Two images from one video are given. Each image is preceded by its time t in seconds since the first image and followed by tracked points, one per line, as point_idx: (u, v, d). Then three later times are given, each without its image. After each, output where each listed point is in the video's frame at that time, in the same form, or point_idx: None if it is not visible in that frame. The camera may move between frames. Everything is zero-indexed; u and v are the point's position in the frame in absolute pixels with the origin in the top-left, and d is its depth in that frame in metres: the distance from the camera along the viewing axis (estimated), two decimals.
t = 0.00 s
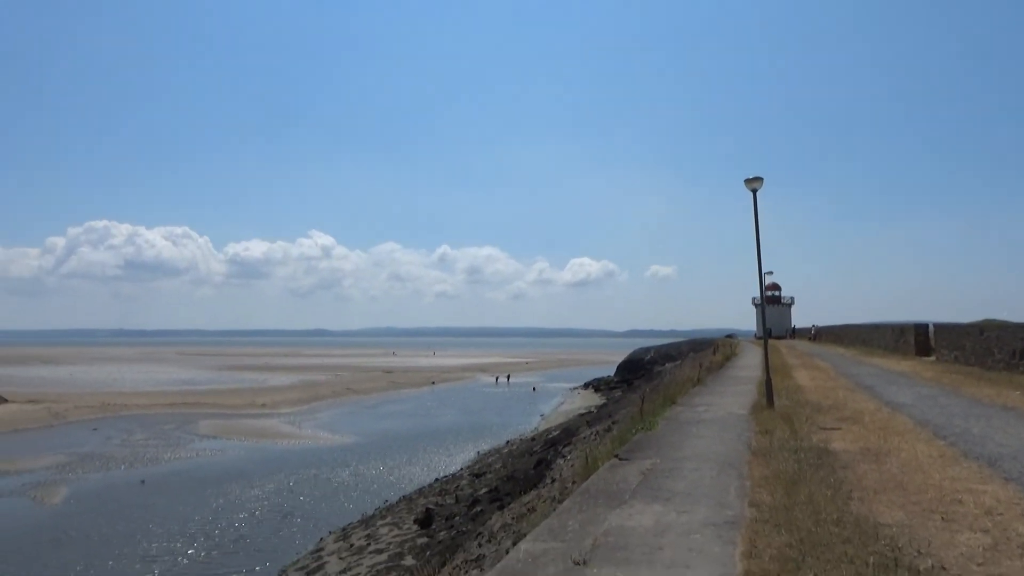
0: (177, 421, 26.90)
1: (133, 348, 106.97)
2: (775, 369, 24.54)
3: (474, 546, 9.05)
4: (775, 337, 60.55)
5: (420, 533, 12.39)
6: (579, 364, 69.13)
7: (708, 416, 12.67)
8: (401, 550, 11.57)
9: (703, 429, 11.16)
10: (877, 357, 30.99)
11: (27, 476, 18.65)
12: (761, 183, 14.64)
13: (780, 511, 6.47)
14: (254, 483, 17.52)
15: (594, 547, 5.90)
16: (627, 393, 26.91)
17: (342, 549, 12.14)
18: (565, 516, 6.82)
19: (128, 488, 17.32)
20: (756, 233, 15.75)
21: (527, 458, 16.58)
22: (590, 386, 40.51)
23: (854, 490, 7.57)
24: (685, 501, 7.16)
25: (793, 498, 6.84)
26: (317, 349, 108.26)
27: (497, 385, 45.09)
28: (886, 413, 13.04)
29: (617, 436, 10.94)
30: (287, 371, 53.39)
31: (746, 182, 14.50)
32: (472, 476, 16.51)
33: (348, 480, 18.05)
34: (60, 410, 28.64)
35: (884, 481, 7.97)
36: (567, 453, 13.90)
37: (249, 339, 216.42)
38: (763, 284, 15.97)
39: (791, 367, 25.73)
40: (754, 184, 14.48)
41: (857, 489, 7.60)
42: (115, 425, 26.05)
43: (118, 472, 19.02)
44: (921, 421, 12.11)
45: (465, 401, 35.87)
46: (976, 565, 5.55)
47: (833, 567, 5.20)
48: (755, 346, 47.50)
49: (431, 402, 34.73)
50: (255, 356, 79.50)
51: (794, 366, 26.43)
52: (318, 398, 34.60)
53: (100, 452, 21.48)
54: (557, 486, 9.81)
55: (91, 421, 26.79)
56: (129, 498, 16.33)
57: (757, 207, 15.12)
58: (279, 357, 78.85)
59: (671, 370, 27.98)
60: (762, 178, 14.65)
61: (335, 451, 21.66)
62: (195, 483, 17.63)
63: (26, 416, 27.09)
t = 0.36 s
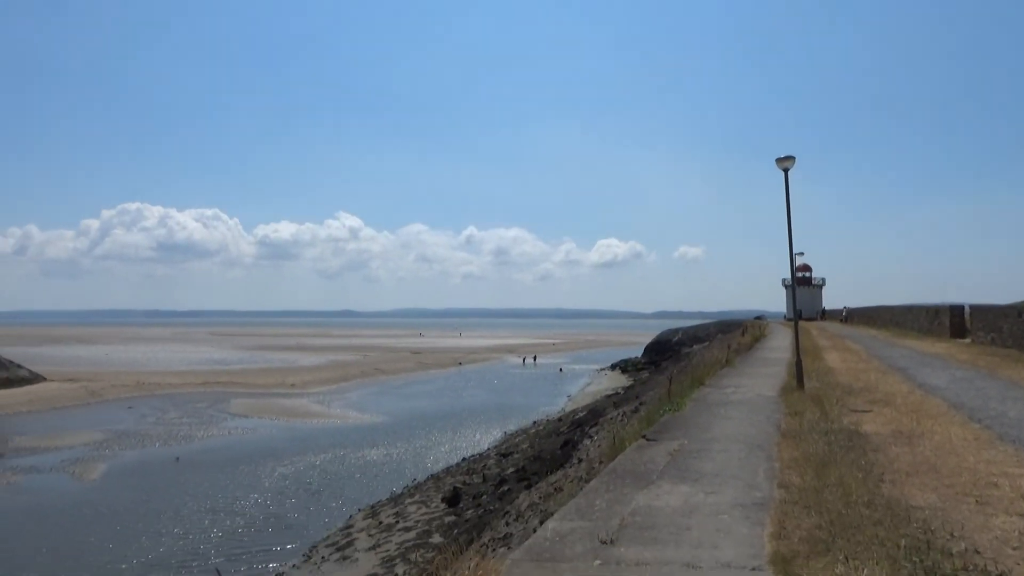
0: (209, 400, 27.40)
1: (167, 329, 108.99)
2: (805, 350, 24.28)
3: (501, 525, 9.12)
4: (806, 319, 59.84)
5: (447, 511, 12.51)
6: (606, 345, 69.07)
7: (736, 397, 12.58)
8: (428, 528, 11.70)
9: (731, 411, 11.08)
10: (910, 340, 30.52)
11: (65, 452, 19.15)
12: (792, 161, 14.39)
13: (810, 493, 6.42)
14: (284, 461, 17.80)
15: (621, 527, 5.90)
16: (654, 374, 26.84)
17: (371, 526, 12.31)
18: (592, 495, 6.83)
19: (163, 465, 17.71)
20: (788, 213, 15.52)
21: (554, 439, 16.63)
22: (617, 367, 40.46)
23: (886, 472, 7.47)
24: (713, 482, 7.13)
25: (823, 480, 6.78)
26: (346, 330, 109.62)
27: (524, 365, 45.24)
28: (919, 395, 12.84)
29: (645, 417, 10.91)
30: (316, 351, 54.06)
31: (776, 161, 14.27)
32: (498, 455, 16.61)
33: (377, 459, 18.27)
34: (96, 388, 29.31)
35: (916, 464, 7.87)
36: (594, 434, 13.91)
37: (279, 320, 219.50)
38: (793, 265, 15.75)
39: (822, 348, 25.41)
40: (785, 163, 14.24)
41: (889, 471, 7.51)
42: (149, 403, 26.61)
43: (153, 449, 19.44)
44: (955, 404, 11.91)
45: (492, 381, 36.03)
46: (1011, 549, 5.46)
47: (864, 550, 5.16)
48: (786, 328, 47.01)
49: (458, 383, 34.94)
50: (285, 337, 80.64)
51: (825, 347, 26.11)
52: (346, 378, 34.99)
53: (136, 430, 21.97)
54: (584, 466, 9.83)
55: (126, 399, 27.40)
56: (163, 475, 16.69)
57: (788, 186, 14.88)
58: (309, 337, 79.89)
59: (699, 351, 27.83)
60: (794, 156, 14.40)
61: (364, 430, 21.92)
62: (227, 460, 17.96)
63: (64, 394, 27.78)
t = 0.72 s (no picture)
0: (230, 376, 27.75)
1: (188, 306, 110.09)
2: (825, 330, 24.10)
3: (518, 501, 9.17)
4: (826, 299, 59.34)
5: (465, 487, 12.61)
6: (624, 324, 68.96)
7: (755, 376, 12.51)
8: (446, 504, 11.82)
9: (750, 390, 11.03)
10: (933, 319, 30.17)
11: (90, 427, 19.50)
12: (815, 138, 14.17)
13: (829, 472, 6.39)
14: (304, 437, 18.01)
15: (639, 504, 5.92)
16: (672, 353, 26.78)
17: (390, 501, 12.44)
18: (610, 472, 6.85)
19: (185, 440, 18.00)
20: (810, 191, 15.30)
21: (571, 417, 16.68)
22: (634, 345, 40.39)
23: (906, 451, 7.42)
24: (731, 461, 7.11)
25: (843, 459, 6.74)
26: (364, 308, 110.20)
27: (542, 344, 45.33)
28: (941, 375, 12.72)
29: (662, 395, 10.89)
30: (335, 329, 54.48)
31: (799, 138, 14.06)
32: (516, 433, 16.68)
33: (395, 435, 18.43)
34: (120, 364, 29.78)
35: (938, 444, 7.80)
36: (611, 412, 13.92)
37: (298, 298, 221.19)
38: (815, 243, 15.57)
39: (843, 328, 25.19)
40: (807, 141, 14.03)
41: (909, 451, 7.45)
42: (172, 379, 27.00)
43: (176, 424, 19.74)
44: (978, 384, 11.78)
45: (510, 359, 36.13)
46: None
47: (883, 528, 5.14)
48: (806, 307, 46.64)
49: (476, 360, 35.08)
50: (304, 314, 81.26)
51: (846, 327, 25.88)
52: (365, 355, 35.25)
53: (158, 405, 22.31)
54: (601, 444, 9.85)
55: (149, 375, 27.81)
56: (186, 450, 16.95)
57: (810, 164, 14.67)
58: (327, 315, 80.58)
59: (718, 330, 27.67)
60: (817, 133, 14.18)
61: (382, 407, 22.11)
62: (248, 436, 18.19)
63: (89, 369, 28.26)
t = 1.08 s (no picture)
0: (252, 351, 28.06)
1: (210, 282, 111.28)
2: (847, 308, 23.88)
3: (538, 476, 9.23)
4: (849, 276, 58.78)
5: (484, 462, 12.71)
6: (643, 301, 68.77)
7: (775, 354, 12.45)
8: (466, 478, 11.93)
9: (771, 367, 10.98)
10: (957, 297, 29.78)
11: (116, 400, 19.84)
12: (841, 113, 13.93)
13: (850, 449, 6.36)
14: (325, 412, 18.23)
15: (658, 479, 5.93)
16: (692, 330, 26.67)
17: (410, 475, 12.57)
18: (629, 448, 6.86)
19: (209, 414, 18.28)
20: (835, 167, 15.08)
21: (590, 393, 16.71)
22: (653, 323, 40.30)
23: (929, 430, 7.36)
24: (751, 437, 7.10)
25: (865, 437, 6.71)
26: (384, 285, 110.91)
27: (560, 321, 45.38)
28: (966, 353, 12.59)
29: (683, 372, 10.87)
30: (355, 305, 54.82)
31: (824, 112, 13.83)
32: (535, 409, 16.76)
33: (415, 411, 18.58)
34: (144, 339, 30.20)
35: (961, 422, 7.74)
36: (631, 388, 13.93)
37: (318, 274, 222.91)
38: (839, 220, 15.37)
39: (866, 305, 24.95)
40: (833, 115, 13.80)
41: (932, 429, 7.40)
42: (195, 354, 27.37)
43: (199, 398, 20.04)
44: (1003, 362, 11.65)
45: (529, 336, 36.20)
46: None
47: (905, 506, 5.12)
48: (828, 285, 46.22)
49: (495, 337, 35.20)
50: (324, 290, 81.82)
51: (868, 304, 25.62)
52: (384, 331, 35.47)
53: (182, 379, 22.64)
54: (620, 420, 9.87)
55: (173, 349, 28.21)
56: (209, 424, 17.22)
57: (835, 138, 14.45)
58: (348, 291, 81.44)
59: (738, 307, 27.53)
60: (842, 108, 13.94)
61: (402, 383, 22.29)
62: (271, 410, 18.44)
63: (113, 344, 28.71)
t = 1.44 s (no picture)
0: (274, 332, 28.36)
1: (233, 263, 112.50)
2: (872, 291, 23.59)
3: (558, 458, 9.26)
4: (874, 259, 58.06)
5: (504, 444, 12.77)
6: (664, 283, 68.45)
7: (798, 337, 12.35)
8: (486, 459, 11.99)
9: (793, 350, 10.89)
10: (986, 280, 29.27)
11: (141, 380, 20.18)
12: (867, 92, 13.69)
13: (875, 433, 6.30)
14: (347, 393, 18.40)
15: (679, 462, 5.91)
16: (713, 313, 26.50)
17: (431, 456, 12.67)
18: (650, 430, 6.85)
19: (233, 394, 18.53)
20: (861, 148, 14.83)
21: (610, 376, 16.70)
22: (674, 305, 40.09)
23: (955, 414, 7.27)
24: (773, 420, 7.06)
25: (890, 421, 6.64)
26: (405, 266, 111.32)
27: (581, 303, 45.33)
28: (994, 337, 12.40)
29: (704, 355, 10.81)
30: (376, 287, 55.15)
31: (850, 92, 13.60)
32: (555, 391, 16.80)
33: (436, 392, 18.68)
34: (168, 319, 30.62)
35: (988, 406, 7.64)
36: (651, 371, 13.90)
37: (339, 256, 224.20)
38: (864, 201, 15.15)
39: (891, 288, 24.64)
40: (860, 94, 13.56)
41: (959, 413, 7.30)
42: (218, 334, 27.71)
43: (223, 378, 20.32)
44: None
45: (549, 318, 36.21)
46: None
47: (930, 490, 5.06)
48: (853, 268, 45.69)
49: (515, 319, 35.25)
50: (345, 272, 82.30)
51: (893, 287, 25.29)
52: (405, 313, 35.68)
53: (205, 359, 22.95)
54: (641, 403, 9.85)
55: (197, 330, 28.60)
56: (233, 403, 17.46)
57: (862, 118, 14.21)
58: (368, 273, 81.91)
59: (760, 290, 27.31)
60: (869, 87, 13.69)
61: (423, 364, 22.41)
62: (293, 391, 18.64)
63: (139, 324, 29.16)
